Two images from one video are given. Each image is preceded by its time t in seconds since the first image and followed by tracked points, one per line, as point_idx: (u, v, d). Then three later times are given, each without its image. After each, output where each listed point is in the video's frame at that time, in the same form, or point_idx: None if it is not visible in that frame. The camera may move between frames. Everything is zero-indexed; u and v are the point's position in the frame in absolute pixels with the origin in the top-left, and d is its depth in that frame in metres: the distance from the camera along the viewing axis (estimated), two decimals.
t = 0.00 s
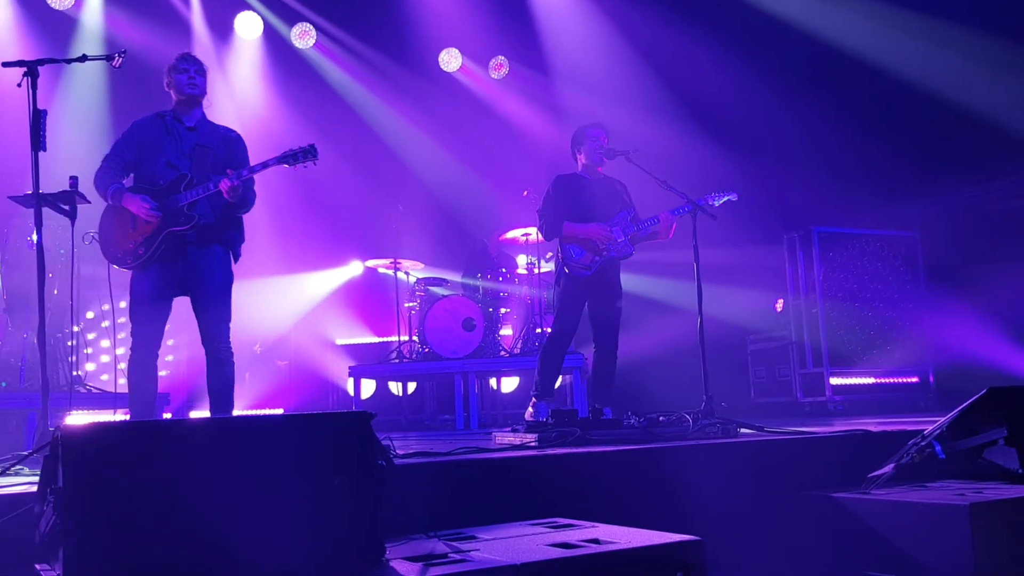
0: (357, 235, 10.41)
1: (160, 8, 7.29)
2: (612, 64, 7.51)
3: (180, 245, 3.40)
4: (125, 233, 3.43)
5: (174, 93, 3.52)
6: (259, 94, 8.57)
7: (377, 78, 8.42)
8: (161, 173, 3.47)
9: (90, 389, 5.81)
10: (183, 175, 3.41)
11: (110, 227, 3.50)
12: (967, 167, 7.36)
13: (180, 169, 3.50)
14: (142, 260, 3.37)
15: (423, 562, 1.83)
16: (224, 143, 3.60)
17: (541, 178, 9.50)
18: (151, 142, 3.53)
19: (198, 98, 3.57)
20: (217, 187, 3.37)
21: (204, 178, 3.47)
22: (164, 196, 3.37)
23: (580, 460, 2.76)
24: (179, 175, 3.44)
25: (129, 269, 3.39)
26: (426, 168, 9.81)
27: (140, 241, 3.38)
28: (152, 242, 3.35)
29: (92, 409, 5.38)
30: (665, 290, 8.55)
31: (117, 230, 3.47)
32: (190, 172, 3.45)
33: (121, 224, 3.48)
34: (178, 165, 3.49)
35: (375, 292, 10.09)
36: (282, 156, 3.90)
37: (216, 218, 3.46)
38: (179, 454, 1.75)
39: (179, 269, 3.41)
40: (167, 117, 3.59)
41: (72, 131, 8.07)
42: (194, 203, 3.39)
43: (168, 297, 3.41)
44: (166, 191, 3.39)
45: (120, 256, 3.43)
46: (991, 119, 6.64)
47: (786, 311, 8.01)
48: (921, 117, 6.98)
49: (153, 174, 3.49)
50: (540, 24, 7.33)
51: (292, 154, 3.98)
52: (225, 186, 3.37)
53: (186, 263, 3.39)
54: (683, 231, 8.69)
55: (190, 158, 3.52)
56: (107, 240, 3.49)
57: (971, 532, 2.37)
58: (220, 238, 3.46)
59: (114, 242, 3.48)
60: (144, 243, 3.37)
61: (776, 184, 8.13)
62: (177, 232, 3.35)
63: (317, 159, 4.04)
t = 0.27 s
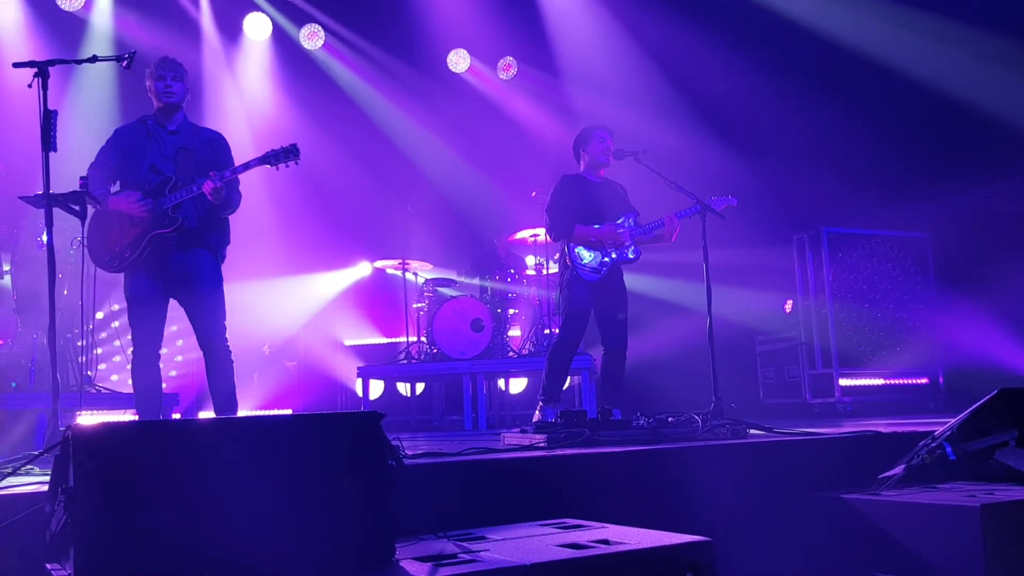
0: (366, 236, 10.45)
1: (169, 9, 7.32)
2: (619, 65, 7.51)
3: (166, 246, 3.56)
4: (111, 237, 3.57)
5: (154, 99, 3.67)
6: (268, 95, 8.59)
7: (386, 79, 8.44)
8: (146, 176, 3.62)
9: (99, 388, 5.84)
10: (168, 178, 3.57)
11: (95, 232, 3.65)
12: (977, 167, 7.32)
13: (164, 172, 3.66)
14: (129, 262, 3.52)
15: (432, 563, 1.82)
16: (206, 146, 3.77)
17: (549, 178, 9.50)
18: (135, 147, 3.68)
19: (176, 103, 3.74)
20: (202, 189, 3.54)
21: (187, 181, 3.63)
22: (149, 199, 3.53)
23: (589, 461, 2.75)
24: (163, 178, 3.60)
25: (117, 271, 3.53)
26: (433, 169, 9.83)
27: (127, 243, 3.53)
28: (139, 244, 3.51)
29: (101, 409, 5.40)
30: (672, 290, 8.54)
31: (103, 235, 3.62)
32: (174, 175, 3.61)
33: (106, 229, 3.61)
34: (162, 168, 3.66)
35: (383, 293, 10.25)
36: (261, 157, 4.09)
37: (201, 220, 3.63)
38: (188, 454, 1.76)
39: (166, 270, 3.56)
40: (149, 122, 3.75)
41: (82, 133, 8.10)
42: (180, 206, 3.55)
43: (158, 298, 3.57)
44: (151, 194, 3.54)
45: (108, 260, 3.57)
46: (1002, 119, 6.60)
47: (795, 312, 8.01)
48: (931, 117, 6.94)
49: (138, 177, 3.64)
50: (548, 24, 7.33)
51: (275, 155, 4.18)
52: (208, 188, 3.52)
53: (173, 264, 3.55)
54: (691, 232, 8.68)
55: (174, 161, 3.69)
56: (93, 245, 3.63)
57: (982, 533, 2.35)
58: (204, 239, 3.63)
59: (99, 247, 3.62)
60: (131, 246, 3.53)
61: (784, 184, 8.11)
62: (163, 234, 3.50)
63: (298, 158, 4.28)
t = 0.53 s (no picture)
0: (369, 235, 10.42)
1: (176, 10, 7.34)
2: (624, 65, 7.50)
3: (167, 247, 3.72)
4: (109, 240, 3.69)
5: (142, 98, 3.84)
6: (274, 95, 8.61)
7: (391, 80, 8.45)
8: (143, 178, 3.79)
9: (105, 388, 5.86)
10: (165, 181, 3.73)
11: (91, 235, 3.76)
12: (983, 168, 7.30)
13: (159, 173, 3.83)
14: (132, 265, 3.65)
15: (438, 564, 1.82)
16: (197, 147, 3.95)
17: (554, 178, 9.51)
18: (129, 149, 3.82)
19: (162, 102, 3.90)
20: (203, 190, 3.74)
21: (184, 182, 3.81)
22: (147, 202, 3.68)
23: (595, 461, 2.75)
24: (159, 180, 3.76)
25: (119, 274, 3.66)
26: (439, 168, 9.85)
27: (127, 247, 3.66)
28: (141, 247, 3.64)
29: (105, 408, 5.42)
30: (677, 290, 8.54)
31: (99, 240, 3.72)
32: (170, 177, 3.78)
33: (101, 233, 3.72)
34: (158, 169, 3.82)
35: (389, 293, 10.09)
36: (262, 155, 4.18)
37: (197, 220, 3.81)
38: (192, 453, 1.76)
39: (167, 269, 3.72)
40: (139, 124, 3.88)
41: (88, 133, 8.12)
42: (179, 207, 3.72)
43: (159, 297, 3.74)
44: (149, 197, 3.69)
45: (108, 262, 3.69)
46: (1009, 120, 6.58)
47: (801, 313, 8.01)
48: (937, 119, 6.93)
49: (134, 179, 3.80)
50: (553, 25, 7.33)
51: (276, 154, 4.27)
52: (209, 188, 3.74)
53: (174, 263, 3.72)
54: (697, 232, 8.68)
55: (168, 162, 3.86)
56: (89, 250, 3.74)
57: (987, 537, 2.35)
58: (200, 238, 3.82)
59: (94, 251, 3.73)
60: (133, 249, 3.66)
61: (790, 185, 8.10)
62: (164, 235, 3.68)
63: (298, 158, 4.37)
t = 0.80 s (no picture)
0: (373, 236, 10.46)
1: (182, 12, 7.38)
2: (628, 69, 7.51)
3: (170, 252, 3.80)
4: (112, 243, 3.73)
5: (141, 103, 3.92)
6: (279, 97, 8.62)
7: (395, 82, 8.48)
8: (146, 183, 3.88)
9: (108, 390, 5.88)
10: (169, 186, 3.82)
11: (92, 237, 3.81)
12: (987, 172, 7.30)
13: (162, 179, 3.92)
14: (136, 268, 3.70)
15: (442, 568, 1.83)
16: (198, 153, 4.06)
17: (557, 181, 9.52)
18: (132, 153, 3.91)
19: (163, 108, 4.00)
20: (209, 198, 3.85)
21: (186, 188, 3.91)
22: (152, 206, 3.75)
23: (597, 465, 2.76)
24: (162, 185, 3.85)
25: (121, 276, 3.70)
26: (443, 170, 9.87)
27: (130, 250, 3.71)
28: (145, 251, 3.71)
29: (109, 410, 5.44)
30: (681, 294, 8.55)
31: (101, 242, 3.76)
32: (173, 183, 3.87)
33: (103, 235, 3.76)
34: (160, 176, 3.92)
35: (392, 298, 10.08)
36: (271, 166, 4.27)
37: (200, 227, 3.90)
38: (196, 456, 1.76)
39: (168, 273, 3.80)
40: (141, 128, 3.97)
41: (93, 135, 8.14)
42: (183, 213, 3.82)
43: (156, 300, 3.78)
44: (153, 201, 3.76)
45: (109, 264, 3.73)
46: (1012, 125, 6.58)
47: (803, 317, 8.02)
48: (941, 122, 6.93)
49: (136, 183, 3.88)
50: (557, 28, 7.34)
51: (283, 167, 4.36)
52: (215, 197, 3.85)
53: (176, 267, 3.80)
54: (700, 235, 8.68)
55: (169, 169, 3.96)
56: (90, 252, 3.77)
57: (990, 543, 2.35)
58: (203, 245, 3.91)
59: (96, 253, 3.77)
60: (136, 252, 3.71)
61: (794, 188, 8.10)
62: (169, 240, 3.75)
63: (305, 170, 4.45)
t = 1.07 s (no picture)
0: (374, 241, 10.44)
1: (184, 16, 7.41)
2: (629, 73, 7.53)
3: (173, 258, 3.86)
4: (114, 248, 3.77)
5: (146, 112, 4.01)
6: (281, 102, 8.64)
7: (396, 87, 8.49)
8: (148, 189, 3.92)
9: (110, 395, 5.88)
10: (171, 194, 3.88)
11: (93, 241, 3.85)
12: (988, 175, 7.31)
13: (164, 186, 3.96)
14: (138, 273, 3.77)
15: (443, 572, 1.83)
16: (200, 161, 4.12)
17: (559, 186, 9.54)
18: (134, 160, 3.94)
19: (164, 115, 4.05)
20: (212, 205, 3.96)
21: (188, 195, 3.98)
22: (155, 212, 3.82)
23: (599, 468, 2.76)
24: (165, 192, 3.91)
25: (122, 281, 3.77)
26: (445, 174, 9.89)
27: (133, 254, 3.77)
28: (148, 256, 3.77)
29: (111, 415, 5.44)
30: (683, 298, 8.55)
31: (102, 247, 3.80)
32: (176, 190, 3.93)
33: (104, 240, 3.81)
34: (163, 182, 3.96)
35: (393, 301, 10.13)
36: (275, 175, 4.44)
37: (202, 234, 3.99)
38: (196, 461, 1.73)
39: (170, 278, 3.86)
40: (144, 135, 4.00)
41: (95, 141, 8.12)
42: (185, 220, 3.89)
43: (157, 305, 3.83)
44: (157, 208, 3.84)
45: (110, 269, 3.78)
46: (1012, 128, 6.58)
47: (805, 321, 8.08)
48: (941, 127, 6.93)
49: (138, 189, 3.92)
50: (558, 32, 7.36)
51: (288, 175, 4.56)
52: (219, 204, 3.96)
53: (178, 273, 3.86)
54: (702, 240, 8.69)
55: (172, 175, 4.00)
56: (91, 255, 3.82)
57: (991, 548, 2.35)
58: (205, 251, 4.00)
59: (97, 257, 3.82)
60: (138, 257, 3.77)
61: (795, 192, 8.10)
62: (172, 246, 3.82)
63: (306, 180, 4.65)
